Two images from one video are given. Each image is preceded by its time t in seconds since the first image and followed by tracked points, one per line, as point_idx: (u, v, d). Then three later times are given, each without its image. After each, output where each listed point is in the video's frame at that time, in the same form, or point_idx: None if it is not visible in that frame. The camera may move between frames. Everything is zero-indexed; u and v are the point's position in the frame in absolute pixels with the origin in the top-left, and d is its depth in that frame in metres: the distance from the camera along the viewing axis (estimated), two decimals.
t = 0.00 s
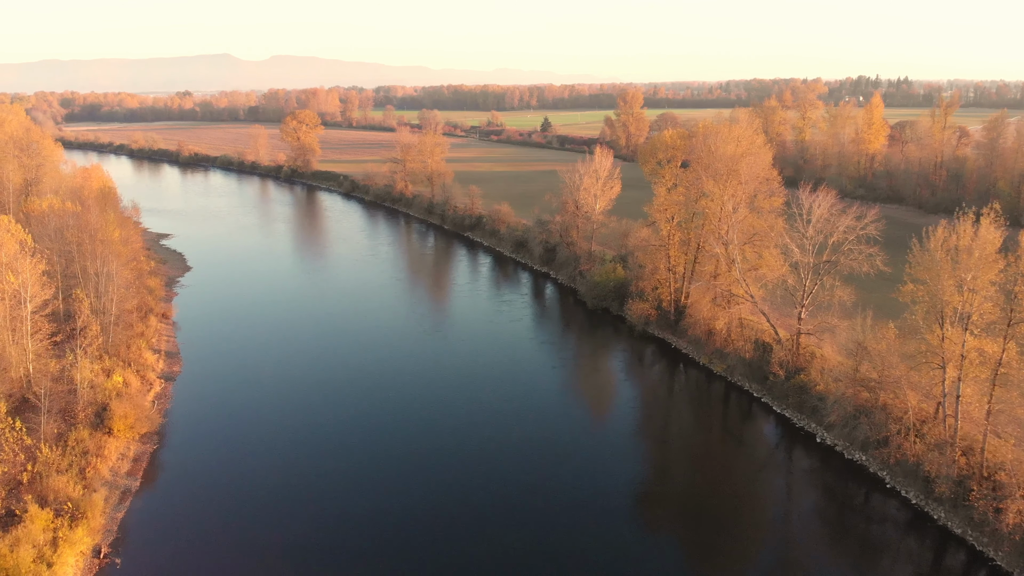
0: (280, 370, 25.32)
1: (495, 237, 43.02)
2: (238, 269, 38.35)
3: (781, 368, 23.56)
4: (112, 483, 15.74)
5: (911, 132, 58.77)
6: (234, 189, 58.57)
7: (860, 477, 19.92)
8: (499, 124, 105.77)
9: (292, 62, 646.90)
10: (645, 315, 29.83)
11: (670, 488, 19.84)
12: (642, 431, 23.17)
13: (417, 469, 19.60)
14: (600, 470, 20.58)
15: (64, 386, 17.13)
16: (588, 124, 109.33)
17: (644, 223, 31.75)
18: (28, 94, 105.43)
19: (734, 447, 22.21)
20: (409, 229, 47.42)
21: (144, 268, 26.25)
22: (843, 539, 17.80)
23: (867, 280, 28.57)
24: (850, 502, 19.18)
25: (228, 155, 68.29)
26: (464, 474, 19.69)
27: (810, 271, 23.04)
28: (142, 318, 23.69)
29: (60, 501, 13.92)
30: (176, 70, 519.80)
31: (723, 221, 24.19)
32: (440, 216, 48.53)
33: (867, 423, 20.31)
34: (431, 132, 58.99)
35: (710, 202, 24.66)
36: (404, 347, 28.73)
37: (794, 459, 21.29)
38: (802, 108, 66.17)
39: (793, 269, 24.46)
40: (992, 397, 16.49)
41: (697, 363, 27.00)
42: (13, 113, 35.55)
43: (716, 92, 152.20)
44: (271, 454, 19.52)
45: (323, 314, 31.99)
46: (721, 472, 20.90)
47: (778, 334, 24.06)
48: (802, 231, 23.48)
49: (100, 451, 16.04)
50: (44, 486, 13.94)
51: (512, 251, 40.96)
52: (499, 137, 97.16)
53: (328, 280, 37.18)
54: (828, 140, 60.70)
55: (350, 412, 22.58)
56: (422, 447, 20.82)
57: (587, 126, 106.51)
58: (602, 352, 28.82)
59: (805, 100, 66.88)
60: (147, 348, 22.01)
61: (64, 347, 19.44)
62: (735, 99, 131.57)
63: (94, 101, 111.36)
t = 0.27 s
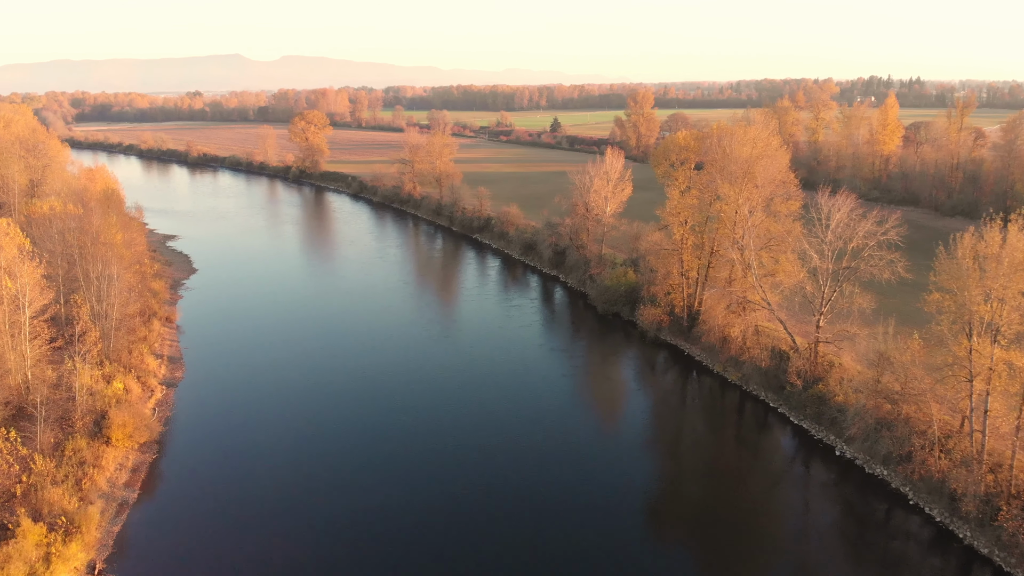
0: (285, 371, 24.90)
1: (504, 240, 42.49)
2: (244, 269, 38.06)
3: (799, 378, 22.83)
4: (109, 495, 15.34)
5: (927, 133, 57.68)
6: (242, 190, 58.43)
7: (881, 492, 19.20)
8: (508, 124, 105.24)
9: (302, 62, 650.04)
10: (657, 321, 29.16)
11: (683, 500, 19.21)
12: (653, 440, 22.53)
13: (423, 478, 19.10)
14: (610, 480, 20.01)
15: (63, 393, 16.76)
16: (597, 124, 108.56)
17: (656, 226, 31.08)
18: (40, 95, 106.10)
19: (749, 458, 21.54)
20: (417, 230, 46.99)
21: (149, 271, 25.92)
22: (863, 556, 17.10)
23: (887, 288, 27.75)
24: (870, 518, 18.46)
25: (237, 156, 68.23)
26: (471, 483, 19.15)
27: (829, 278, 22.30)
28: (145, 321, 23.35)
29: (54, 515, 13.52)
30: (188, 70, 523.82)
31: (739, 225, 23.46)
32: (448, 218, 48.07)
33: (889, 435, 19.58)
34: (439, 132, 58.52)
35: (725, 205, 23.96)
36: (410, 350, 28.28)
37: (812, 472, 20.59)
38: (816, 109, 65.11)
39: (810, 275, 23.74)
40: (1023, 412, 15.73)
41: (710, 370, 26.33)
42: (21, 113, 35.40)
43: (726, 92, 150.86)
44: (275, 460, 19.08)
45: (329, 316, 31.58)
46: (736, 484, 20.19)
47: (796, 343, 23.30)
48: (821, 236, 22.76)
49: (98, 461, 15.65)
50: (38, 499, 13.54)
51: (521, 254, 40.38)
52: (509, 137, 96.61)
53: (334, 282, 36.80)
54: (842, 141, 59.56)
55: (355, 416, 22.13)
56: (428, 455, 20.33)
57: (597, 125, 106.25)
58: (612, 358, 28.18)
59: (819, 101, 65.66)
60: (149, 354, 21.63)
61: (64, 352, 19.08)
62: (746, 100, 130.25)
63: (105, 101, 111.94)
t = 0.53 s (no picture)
0: (290, 376, 24.53)
1: (513, 242, 41.90)
2: (251, 270, 37.75)
3: (818, 389, 22.05)
4: (106, 507, 14.96)
5: (943, 133, 56.54)
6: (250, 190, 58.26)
7: (904, 510, 18.41)
8: (517, 125, 104.70)
9: (313, 62, 653.19)
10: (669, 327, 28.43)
11: (696, 514, 18.56)
12: (665, 450, 21.89)
13: (428, 488, 18.59)
14: (621, 491, 19.39)
15: (61, 400, 16.38)
16: (607, 125, 107.76)
17: (669, 230, 30.36)
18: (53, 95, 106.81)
19: (765, 471, 20.82)
20: (425, 232, 46.52)
21: (153, 273, 25.60)
22: None
23: (909, 296, 26.86)
24: (893, 536, 17.70)
25: (246, 156, 68.13)
26: (477, 494, 18.62)
27: (849, 285, 21.53)
28: (148, 325, 23.01)
29: (48, 528, 13.12)
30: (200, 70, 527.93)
31: (755, 229, 22.72)
32: (456, 219, 47.56)
33: (912, 450, 18.79)
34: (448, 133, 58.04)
35: (740, 208, 23.23)
36: (418, 354, 27.81)
37: (830, 486, 19.88)
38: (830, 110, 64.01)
39: (829, 282, 22.96)
40: None
41: (725, 379, 25.59)
42: (29, 113, 35.30)
43: (738, 92, 149.51)
44: (277, 468, 18.64)
45: (335, 319, 31.14)
46: (752, 497, 19.52)
47: (814, 352, 22.54)
48: (841, 242, 21.98)
49: (95, 471, 15.26)
50: (32, 511, 13.14)
51: (531, 256, 39.76)
52: (518, 138, 96.06)
53: (341, 284, 36.38)
54: (856, 142, 58.38)
55: (361, 423, 21.68)
56: (434, 464, 19.81)
57: (608, 125, 105.74)
58: (623, 364, 27.53)
59: (833, 102, 64.48)
60: (152, 359, 21.28)
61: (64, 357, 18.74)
62: (757, 100, 128.91)
63: (116, 101, 112.56)
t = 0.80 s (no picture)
0: (294, 378, 24.08)
1: (522, 244, 41.33)
2: (258, 269, 37.42)
3: (837, 400, 21.29)
4: (103, 520, 14.59)
5: (960, 135, 55.34)
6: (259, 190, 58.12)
7: (927, 527, 17.65)
8: (527, 125, 104.15)
9: (324, 62, 656.38)
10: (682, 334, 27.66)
11: (710, 527, 17.89)
12: (678, 460, 21.22)
13: (432, 497, 18.04)
14: (632, 503, 18.76)
15: (60, 407, 16.05)
16: (617, 125, 106.94)
17: (683, 233, 29.61)
18: (65, 95, 107.45)
19: (782, 484, 20.10)
20: (434, 233, 46.05)
21: (157, 276, 25.31)
22: None
23: (931, 304, 25.99)
24: (916, 555, 16.94)
25: (255, 156, 68.06)
26: (484, 503, 18.07)
27: (871, 293, 20.75)
28: (151, 329, 22.66)
29: (42, 543, 12.77)
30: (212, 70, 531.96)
31: (772, 234, 21.99)
32: (465, 220, 47.06)
33: (938, 466, 17.99)
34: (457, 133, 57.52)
35: (757, 212, 22.51)
36: (424, 357, 27.30)
37: (849, 501, 19.15)
38: (843, 110, 62.71)
39: (850, 290, 22.15)
40: None
41: (739, 387, 24.86)
42: (37, 114, 35.21)
43: (749, 92, 148.12)
44: (279, 473, 18.17)
45: (341, 320, 30.71)
46: (768, 509, 18.83)
47: (834, 361, 21.75)
48: (863, 247, 21.17)
49: (92, 483, 14.94)
50: (27, 524, 12.81)
51: (540, 259, 39.15)
52: (528, 138, 95.50)
53: (349, 285, 35.96)
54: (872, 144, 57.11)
55: (365, 427, 21.16)
56: (440, 472, 19.27)
57: (618, 125, 105.03)
58: (634, 370, 26.87)
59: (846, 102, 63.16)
60: (154, 364, 20.94)
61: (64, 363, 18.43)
62: (769, 100, 127.50)
63: (127, 101, 113.26)
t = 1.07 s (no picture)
0: (300, 381, 23.68)
1: (531, 246, 40.77)
2: (264, 269, 37.09)
3: (857, 412, 20.55)
4: (99, 533, 14.21)
5: (976, 135, 54.24)
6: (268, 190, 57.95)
7: (952, 546, 16.87)
8: (536, 125, 103.61)
9: (334, 62, 658.93)
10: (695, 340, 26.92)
11: (724, 542, 17.25)
12: (691, 471, 20.54)
13: (437, 506, 17.52)
14: (643, 515, 18.15)
15: (57, 415, 15.66)
16: (627, 125, 106.15)
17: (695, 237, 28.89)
18: (77, 95, 108.13)
19: (799, 497, 19.38)
20: (442, 235, 45.58)
21: (160, 280, 24.97)
22: None
23: (955, 312, 25.10)
24: None
25: (264, 156, 67.96)
26: (491, 514, 17.49)
27: (892, 301, 20.00)
28: (153, 333, 22.30)
29: (34, 558, 12.33)
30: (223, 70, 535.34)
31: (790, 239, 21.23)
32: (473, 222, 46.58)
33: (963, 482, 17.19)
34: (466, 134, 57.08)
35: (774, 217, 21.76)
36: (432, 361, 26.85)
37: (870, 517, 18.40)
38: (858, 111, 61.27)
39: (870, 297, 21.33)
40: None
41: (754, 395, 24.17)
42: (45, 114, 35.14)
43: (760, 91, 146.65)
44: (281, 479, 17.74)
45: (347, 323, 30.27)
46: (785, 523, 18.12)
47: (853, 371, 21.01)
48: (884, 253, 20.39)
49: (88, 494, 14.52)
50: (18, 539, 12.38)
51: (549, 262, 38.53)
52: (537, 138, 94.95)
53: (356, 287, 35.53)
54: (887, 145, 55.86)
55: (370, 432, 20.71)
56: (445, 480, 18.76)
57: (628, 125, 104.26)
58: (645, 377, 26.21)
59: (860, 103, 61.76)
60: (156, 369, 20.60)
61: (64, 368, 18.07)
62: (780, 100, 126.19)
63: (138, 100, 113.78)
